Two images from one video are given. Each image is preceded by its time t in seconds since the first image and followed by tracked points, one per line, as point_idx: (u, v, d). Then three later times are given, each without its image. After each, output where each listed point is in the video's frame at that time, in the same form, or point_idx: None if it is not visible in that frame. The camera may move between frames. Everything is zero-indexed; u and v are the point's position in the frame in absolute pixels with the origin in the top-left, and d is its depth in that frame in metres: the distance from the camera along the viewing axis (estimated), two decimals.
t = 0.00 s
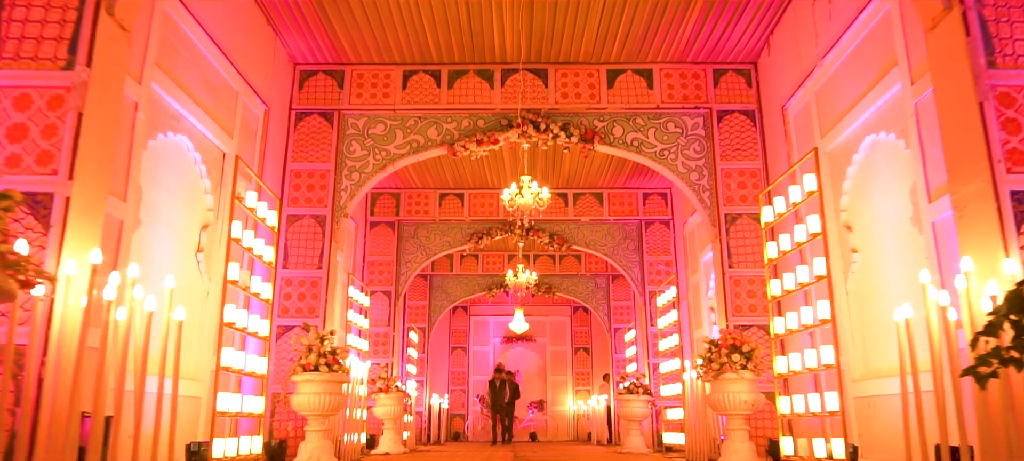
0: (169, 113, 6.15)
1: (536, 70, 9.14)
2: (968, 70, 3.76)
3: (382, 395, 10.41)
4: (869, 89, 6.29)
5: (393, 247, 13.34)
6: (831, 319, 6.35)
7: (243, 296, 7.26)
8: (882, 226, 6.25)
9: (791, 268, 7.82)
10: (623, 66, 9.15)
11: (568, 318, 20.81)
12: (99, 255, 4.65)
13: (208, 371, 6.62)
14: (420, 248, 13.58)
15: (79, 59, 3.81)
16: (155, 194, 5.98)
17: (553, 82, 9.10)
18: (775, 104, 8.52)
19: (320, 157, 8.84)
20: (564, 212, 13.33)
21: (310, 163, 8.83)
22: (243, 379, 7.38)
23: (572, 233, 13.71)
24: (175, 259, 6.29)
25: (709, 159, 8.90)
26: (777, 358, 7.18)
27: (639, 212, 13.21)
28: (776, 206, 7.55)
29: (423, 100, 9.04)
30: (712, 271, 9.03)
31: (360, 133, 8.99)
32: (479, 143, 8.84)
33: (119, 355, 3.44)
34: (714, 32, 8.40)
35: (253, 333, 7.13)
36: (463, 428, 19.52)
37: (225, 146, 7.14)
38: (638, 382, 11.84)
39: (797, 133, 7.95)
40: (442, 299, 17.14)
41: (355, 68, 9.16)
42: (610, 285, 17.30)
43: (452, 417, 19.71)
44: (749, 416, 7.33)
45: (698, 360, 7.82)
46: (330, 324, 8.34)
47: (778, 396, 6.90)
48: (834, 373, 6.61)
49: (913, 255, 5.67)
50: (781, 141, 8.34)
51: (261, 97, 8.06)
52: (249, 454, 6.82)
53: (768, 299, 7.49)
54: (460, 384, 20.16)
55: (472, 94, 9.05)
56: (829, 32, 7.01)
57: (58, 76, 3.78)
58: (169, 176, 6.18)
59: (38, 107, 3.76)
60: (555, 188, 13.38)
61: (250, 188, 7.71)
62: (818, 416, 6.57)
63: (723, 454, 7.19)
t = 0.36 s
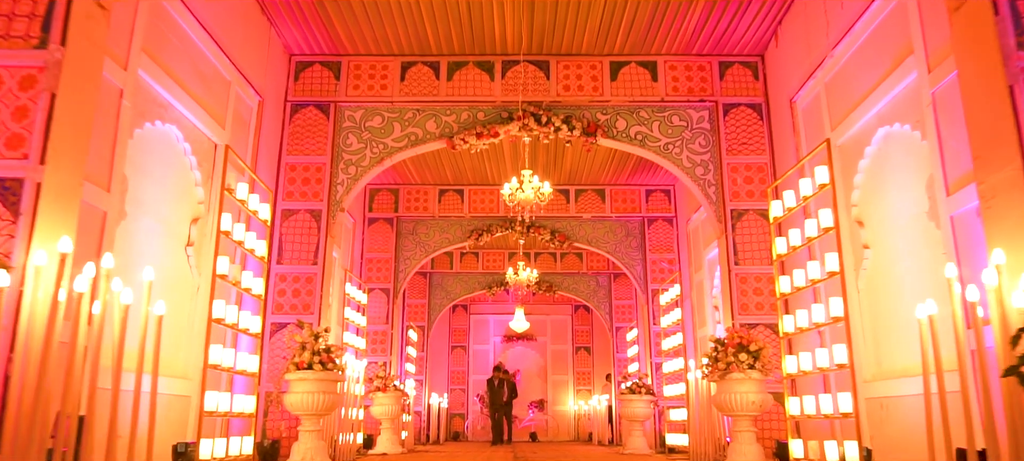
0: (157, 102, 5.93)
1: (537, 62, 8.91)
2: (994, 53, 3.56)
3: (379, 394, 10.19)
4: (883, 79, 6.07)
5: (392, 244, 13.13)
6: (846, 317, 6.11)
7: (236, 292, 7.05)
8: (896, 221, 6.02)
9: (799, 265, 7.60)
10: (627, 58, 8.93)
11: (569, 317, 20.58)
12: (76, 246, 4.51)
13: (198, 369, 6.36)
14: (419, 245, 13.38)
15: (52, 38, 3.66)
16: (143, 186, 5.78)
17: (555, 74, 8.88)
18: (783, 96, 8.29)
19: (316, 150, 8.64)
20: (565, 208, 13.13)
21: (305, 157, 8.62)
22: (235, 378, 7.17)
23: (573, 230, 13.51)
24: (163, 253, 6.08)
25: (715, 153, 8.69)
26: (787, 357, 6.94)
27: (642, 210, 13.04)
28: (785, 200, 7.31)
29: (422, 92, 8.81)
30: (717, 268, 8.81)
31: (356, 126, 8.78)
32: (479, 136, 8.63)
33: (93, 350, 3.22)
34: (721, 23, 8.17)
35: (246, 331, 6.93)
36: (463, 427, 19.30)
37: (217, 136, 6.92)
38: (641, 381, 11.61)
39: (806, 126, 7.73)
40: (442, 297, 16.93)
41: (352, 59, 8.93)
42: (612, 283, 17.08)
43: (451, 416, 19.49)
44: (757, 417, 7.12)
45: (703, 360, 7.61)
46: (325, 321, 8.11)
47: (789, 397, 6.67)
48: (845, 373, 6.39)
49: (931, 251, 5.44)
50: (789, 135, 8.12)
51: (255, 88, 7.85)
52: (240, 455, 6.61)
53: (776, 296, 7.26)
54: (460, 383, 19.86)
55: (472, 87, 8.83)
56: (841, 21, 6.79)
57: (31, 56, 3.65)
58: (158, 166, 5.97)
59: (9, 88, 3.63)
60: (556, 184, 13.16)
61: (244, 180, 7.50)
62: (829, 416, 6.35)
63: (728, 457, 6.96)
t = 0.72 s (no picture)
0: (140, 87, 5.65)
1: (539, 50, 8.63)
2: None
3: (376, 393, 9.91)
4: (902, 62, 5.77)
5: (390, 239, 12.85)
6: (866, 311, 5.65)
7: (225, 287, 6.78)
8: (914, 212, 5.74)
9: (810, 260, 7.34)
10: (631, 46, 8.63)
11: (571, 315, 20.29)
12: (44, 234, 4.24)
13: (183, 366, 6.09)
14: (418, 240, 13.14)
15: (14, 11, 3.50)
16: (126, 175, 5.51)
17: (557, 63, 8.58)
18: (793, 85, 7.99)
19: (310, 141, 8.36)
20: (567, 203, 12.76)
21: (299, 148, 8.34)
22: (224, 377, 6.90)
23: (575, 226, 13.24)
24: (148, 245, 5.81)
25: (722, 144, 8.40)
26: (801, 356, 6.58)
27: (645, 205, 12.73)
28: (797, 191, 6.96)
29: (419, 81, 8.52)
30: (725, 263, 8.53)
31: (352, 116, 8.51)
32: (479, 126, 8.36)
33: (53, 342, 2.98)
34: (729, 9, 7.88)
35: (236, 327, 6.66)
36: (463, 427, 19.01)
37: (204, 124, 6.66)
38: (645, 380, 11.32)
39: (818, 114, 7.44)
40: (442, 295, 16.66)
41: (347, 48, 8.64)
42: (615, 281, 16.81)
43: (452, 415, 19.19)
44: (768, 417, 6.83)
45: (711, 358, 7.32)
46: (319, 318, 7.83)
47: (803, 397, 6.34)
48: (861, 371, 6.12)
49: (954, 241, 5.15)
50: (800, 124, 7.83)
51: (246, 75, 7.57)
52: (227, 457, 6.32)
53: (790, 292, 6.88)
54: (460, 382, 19.56)
55: (471, 76, 8.54)
56: (857, 3, 6.48)
57: None
58: (142, 154, 5.70)
59: None
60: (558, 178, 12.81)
61: (233, 171, 7.22)
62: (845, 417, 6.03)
63: (739, 458, 6.66)
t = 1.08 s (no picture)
0: (126, 76, 5.42)
1: (540, 42, 8.39)
2: None
3: (373, 394, 9.67)
4: (920, 50, 5.53)
5: (389, 237, 12.62)
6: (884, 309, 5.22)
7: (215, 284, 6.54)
8: (932, 207, 5.51)
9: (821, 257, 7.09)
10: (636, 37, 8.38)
11: (573, 315, 20.04)
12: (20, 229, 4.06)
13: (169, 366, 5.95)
14: (417, 238, 12.87)
15: None
16: (113, 168, 5.30)
17: (559, 55, 8.34)
18: (803, 77, 7.75)
19: (305, 135, 8.12)
20: (569, 201, 12.57)
21: (293, 142, 8.10)
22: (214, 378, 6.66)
23: (577, 224, 13.00)
24: (136, 241, 5.60)
25: (729, 137, 8.16)
26: (814, 359, 6.20)
27: (649, 202, 12.55)
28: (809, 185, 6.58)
29: (418, 74, 8.28)
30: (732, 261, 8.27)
31: (348, 109, 8.27)
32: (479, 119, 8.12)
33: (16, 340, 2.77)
34: None
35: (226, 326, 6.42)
36: (463, 427, 18.74)
37: (194, 115, 6.42)
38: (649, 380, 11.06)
39: (830, 106, 7.19)
40: (442, 294, 16.42)
41: (343, 39, 8.41)
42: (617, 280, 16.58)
43: (452, 416, 18.93)
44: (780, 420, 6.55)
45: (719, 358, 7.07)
46: (315, 317, 7.60)
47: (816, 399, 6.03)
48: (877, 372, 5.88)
49: (977, 236, 4.93)
50: (810, 117, 7.59)
51: (238, 66, 7.33)
52: None
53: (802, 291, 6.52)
54: (460, 382, 19.31)
55: (470, 68, 8.31)
56: None
57: None
58: (129, 147, 5.49)
59: None
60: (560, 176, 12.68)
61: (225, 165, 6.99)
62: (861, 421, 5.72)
63: None
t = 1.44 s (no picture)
0: (104, 59, 5.12)
1: (542, 29, 8.09)
2: None
3: (370, 394, 9.35)
4: (945, 30, 5.22)
5: (387, 234, 12.32)
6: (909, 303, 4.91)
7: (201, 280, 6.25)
8: (958, 196, 5.20)
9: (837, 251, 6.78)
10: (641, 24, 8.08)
11: (575, 314, 19.73)
12: None
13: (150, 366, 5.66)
14: (416, 235, 12.44)
15: None
16: (91, 156, 5.01)
17: (561, 42, 8.04)
18: (816, 64, 7.44)
19: (297, 126, 7.83)
20: (571, 197, 12.26)
21: (285, 133, 7.80)
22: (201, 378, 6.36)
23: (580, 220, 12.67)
24: (116, 234, 5.30)
25: (738, 127, 7.85)
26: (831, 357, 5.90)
27: (653, 197, 12.29)
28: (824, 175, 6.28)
29: (415, 62, 7.98)
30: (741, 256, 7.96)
31: (343, 99, 7.97)
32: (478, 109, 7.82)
33: None
34: None
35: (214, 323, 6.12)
36: (463, 428, 18.42)
37: (178, 102, 6.12)
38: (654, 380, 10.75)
39: (845, 94, 6.89)
40: (442, 293, 16.12)
41: (337, 27, 8.10)
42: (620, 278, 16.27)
43: (452, 416, 18.61)
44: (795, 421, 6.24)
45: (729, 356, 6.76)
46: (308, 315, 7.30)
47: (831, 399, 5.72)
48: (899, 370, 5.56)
49: (1008, 226, 4.63)
50: (823, 106, 7.28)
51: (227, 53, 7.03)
52: None
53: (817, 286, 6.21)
54: (461, 382, 19.03)
55: (469, 56, 8.00)
56: None
57: None
58: (108, 134, 5.19)
59: None
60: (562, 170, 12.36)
61: (212, 156, 6.69)
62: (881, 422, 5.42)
63: None
